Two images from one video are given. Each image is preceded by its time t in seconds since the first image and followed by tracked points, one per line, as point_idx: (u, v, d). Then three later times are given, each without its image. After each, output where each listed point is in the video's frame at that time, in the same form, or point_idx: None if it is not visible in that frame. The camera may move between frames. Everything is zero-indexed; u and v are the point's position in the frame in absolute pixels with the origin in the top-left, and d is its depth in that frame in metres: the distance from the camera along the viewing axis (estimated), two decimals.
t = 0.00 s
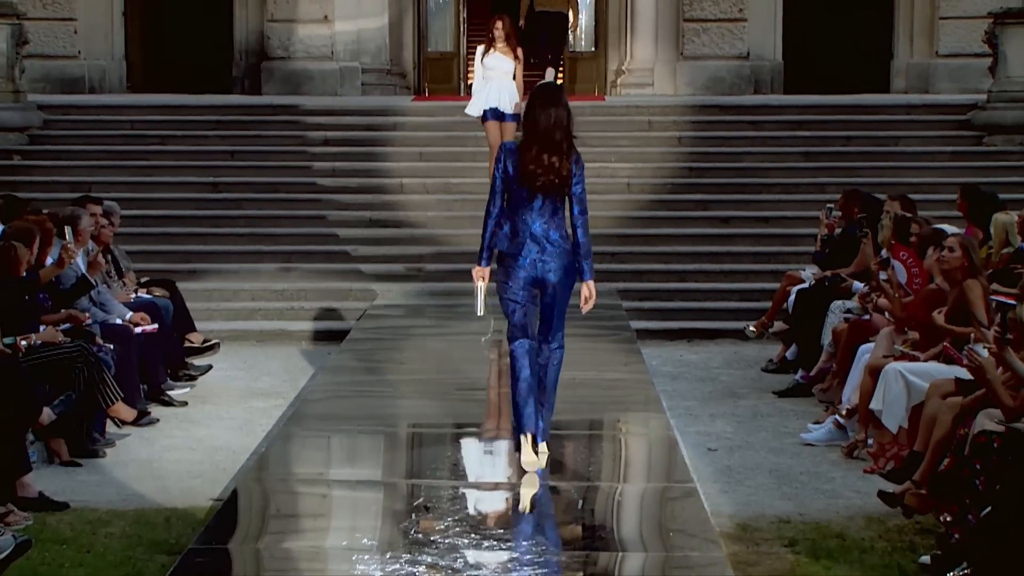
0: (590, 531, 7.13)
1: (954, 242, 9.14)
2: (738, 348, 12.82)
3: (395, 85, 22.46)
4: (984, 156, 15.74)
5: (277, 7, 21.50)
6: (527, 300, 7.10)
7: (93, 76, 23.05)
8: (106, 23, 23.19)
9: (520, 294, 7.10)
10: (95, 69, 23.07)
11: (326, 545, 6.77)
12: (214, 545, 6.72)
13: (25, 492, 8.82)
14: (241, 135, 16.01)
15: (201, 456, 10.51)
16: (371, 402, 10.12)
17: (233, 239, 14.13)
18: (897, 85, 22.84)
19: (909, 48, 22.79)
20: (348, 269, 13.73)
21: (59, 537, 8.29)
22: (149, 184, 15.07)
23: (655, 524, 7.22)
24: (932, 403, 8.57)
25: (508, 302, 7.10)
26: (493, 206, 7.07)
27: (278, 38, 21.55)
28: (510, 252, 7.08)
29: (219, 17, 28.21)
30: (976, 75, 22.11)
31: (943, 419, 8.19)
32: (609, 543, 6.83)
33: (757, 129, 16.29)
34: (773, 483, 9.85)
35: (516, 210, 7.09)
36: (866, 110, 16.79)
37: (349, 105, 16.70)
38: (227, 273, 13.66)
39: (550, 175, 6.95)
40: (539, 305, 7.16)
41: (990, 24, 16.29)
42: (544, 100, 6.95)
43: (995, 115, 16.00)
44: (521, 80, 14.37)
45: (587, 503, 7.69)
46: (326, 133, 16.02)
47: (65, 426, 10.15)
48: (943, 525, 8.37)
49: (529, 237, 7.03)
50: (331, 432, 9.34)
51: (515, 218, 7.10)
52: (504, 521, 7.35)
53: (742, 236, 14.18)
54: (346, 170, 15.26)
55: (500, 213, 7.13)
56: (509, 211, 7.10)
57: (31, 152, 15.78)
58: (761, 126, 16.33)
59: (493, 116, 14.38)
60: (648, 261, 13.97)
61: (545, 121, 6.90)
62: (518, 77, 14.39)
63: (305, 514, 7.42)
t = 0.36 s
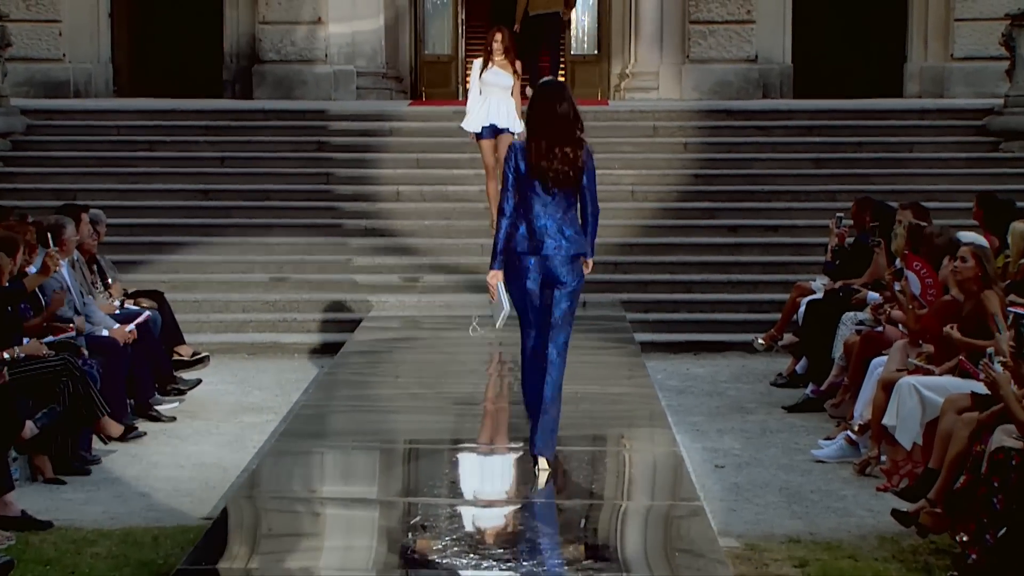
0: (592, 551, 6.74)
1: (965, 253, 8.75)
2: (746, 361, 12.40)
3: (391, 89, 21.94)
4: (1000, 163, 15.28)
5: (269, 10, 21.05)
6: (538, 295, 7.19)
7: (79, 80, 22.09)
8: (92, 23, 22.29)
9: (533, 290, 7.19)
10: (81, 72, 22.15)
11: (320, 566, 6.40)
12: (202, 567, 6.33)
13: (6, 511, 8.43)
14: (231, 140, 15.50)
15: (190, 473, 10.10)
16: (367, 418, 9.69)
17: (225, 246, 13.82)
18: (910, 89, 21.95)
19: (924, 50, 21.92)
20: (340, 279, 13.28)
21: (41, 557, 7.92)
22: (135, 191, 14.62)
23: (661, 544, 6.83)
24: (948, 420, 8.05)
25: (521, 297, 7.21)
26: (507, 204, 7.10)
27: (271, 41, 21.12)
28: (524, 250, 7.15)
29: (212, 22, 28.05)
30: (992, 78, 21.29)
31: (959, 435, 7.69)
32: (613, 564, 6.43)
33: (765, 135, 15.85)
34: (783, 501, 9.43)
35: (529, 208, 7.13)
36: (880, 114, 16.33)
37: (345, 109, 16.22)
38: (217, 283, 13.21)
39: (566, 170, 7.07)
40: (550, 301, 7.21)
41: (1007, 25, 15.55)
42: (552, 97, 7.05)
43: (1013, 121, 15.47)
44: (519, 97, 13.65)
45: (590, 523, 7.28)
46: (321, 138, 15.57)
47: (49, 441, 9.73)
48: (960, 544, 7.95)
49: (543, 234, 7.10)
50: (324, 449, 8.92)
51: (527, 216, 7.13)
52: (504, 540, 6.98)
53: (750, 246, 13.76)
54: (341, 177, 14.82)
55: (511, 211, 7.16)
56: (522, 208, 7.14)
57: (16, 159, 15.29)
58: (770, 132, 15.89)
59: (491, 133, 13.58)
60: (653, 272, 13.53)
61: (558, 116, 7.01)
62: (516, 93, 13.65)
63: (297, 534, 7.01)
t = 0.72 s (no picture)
0: (598, 565, 6.38)
1: (986, 256, 8.27)
2: (757, 369, 11.98)
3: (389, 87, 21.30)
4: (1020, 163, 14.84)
5: (263, 4, 20.54)
6: (550, 283, 7.14)
7: (66, 78, 21.11)
8: (79, 21, 21.32)
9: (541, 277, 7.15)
10: (68, 70, 21.14)
11: None
12: None
13: None
14: (224, 140, 15.06)
15: (182, 484, 9.69)
16: (364, 428, 9.25)
17: (217, 251, 13.23)
18: (927, 87, 21.24)
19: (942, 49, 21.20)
20: (335, 284, 12.72)
21: (26, 573, 7.53)
22: (124, 194, 14.13)
23: (668, 556, 6.49)
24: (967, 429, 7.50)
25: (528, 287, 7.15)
26: (518, 193, 7.06)
27: (265, 38, 20.53)
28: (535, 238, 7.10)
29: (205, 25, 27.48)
30: (1013, 76, 20.44)
31: (977, 445, 7.17)
32: None
33: (776, 135, 15.42)
34: (795, 513, 9.00)
35: (541, 197, 7.08)
36: (895, 113, 15.89)
37: (342, 107, 15.78)
38: (209, 288, 12.70)
39: (573, 160, 6.97)
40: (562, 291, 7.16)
41: None
42: (562, 88, 7.00)
43: None
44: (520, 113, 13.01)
45: (596, 535, 6.91)
46: (316, 138, 15.11)
47: (35, 450, 9.35)
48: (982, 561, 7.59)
49: (555, 222, 7.04)
50: (319, 458, 8.51)
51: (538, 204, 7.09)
52: (508, 552, 6.61)
53: (759, 248, 13.33)
54: (336, 177, 14.34)
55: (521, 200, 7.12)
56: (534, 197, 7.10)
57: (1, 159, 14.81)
58: (781, 131, 15.46)
59: (488, 151, 13.01)
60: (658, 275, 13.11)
61: (568, 109, 6.96)
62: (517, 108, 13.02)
63: (294, 548, 6.66)
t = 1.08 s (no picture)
0: None
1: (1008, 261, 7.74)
2: (773, 376, 11.52)
3: (391, 84, 20.72)
4: None
5: None
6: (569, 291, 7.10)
7: (55, 74, 20.61)
8: (68, 14, 20.86)
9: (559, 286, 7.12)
10: (57, 65, 20.67)
11: None
12: None
13: None
14: (222, 140, 14.48)
15: (175, 496, 9.23)
16: (364, 438, 8.82)
17: (212, 254, 12.72)
18: (949, 83, 20.77)
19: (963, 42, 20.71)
20: (335, 288, 12.21)
21: None
22: (116, 194, 13.61)
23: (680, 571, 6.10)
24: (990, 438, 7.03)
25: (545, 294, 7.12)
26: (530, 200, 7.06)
27: (261, 32, 20.11)
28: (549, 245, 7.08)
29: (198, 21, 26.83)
30: None
31: (1000, 455, 6.75)
32: None
33: (792, 134, 14.98)
34: (812, 526, 8.54)
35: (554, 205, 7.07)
36: (914, 111, 15.41)
37: (343, 105, 15.33)
38: (204, 292, 12.20)
39: (586, 168, 6.93)
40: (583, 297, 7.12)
41: None
42: (585, 97, 6.96)
43: None
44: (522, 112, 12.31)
45: (606, 549, 6.50)
46: (315, 136, 14.65)
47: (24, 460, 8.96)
48: None
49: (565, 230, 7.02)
50: (317, 469, 8.10)
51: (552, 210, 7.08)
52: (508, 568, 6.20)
53: (776, 251, 12.81)
54: (336, 177, 13.87)
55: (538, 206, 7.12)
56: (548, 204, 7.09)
57: None
58: (797, 130, 15.02)
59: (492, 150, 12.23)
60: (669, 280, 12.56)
61: (584, 116, 6.92)
62: (520, 107, 12.33)
63: (289, 562, 6.27)
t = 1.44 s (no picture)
0: None
1: None
2: (792, 385, 11.07)
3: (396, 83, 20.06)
4: None
5: None
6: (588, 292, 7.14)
7: (49, 71, 20.09)
8: (62, 12, 20.28)
9: (580, 286, 7.15)
10: (51, 63, 20.14)
11: None
12: None
13: None
14: (220, 139, 14.11)
15: (171, 509, 8.80)
16: (366, 449, 8.42)
17: (210, 258, 12.29)
18: (974, 81, 20.29)
19: (989, 40, 20.24)
20: (338, 292, 11.80)
21: None
22: (112, 196, 13.17)
23: None
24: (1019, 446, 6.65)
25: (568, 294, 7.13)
26: (556, 203, 7.04)
27: (262, 29, 19.22)
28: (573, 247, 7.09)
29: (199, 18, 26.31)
30: None
31: None
32: None
33: (811, 134, 14.49)
34: (833, 541, 8.10)
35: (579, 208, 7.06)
36: (939, 111, 14.89)
37: (347, 105, 14.89)
38: (201, 297, 11.77)
39: (615, 171, 6.95)
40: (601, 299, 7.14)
41: None
42: (598, 98, 6.91)
43: None
44: (531, 128, 11.54)
45: (619, 565, 6.13)
46: (317, 136, 14.20)
47: (16, 472, 8.47)
48: None
49: (593, 233, 7.02)
50: (315, 482, 7.68)
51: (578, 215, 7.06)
52: None
53: (794, 256, 12.30)
54: (338, 179, 13.43)
55: (562, 210, 7.08)
56: (572, 208, 7.08)
57: None
58: (816, 130, 14.53)
59: (498, 170, 11.51)
60: (683, 285, 12.07)
61: (609, 122, 6.90)
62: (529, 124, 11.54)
63: None
